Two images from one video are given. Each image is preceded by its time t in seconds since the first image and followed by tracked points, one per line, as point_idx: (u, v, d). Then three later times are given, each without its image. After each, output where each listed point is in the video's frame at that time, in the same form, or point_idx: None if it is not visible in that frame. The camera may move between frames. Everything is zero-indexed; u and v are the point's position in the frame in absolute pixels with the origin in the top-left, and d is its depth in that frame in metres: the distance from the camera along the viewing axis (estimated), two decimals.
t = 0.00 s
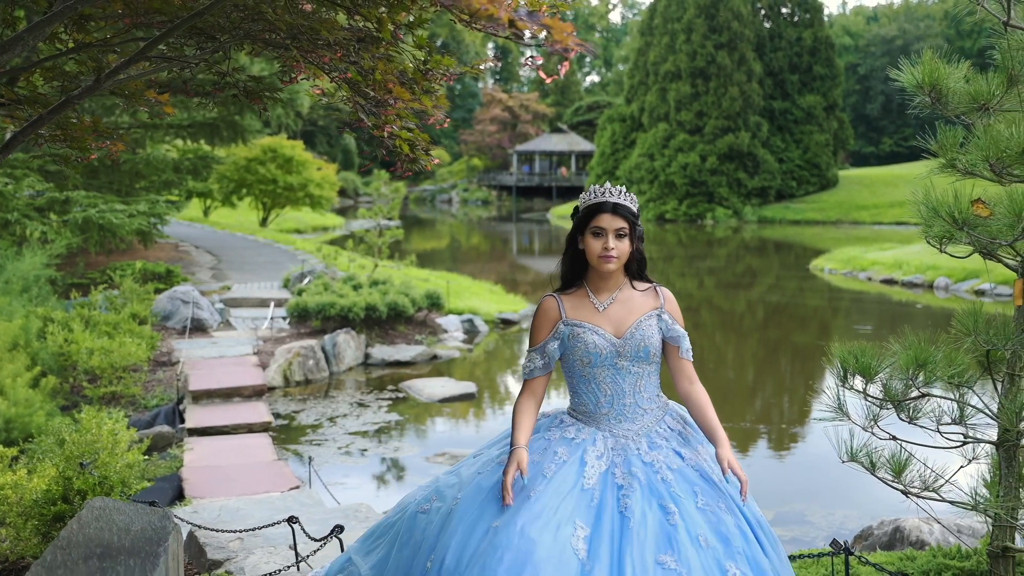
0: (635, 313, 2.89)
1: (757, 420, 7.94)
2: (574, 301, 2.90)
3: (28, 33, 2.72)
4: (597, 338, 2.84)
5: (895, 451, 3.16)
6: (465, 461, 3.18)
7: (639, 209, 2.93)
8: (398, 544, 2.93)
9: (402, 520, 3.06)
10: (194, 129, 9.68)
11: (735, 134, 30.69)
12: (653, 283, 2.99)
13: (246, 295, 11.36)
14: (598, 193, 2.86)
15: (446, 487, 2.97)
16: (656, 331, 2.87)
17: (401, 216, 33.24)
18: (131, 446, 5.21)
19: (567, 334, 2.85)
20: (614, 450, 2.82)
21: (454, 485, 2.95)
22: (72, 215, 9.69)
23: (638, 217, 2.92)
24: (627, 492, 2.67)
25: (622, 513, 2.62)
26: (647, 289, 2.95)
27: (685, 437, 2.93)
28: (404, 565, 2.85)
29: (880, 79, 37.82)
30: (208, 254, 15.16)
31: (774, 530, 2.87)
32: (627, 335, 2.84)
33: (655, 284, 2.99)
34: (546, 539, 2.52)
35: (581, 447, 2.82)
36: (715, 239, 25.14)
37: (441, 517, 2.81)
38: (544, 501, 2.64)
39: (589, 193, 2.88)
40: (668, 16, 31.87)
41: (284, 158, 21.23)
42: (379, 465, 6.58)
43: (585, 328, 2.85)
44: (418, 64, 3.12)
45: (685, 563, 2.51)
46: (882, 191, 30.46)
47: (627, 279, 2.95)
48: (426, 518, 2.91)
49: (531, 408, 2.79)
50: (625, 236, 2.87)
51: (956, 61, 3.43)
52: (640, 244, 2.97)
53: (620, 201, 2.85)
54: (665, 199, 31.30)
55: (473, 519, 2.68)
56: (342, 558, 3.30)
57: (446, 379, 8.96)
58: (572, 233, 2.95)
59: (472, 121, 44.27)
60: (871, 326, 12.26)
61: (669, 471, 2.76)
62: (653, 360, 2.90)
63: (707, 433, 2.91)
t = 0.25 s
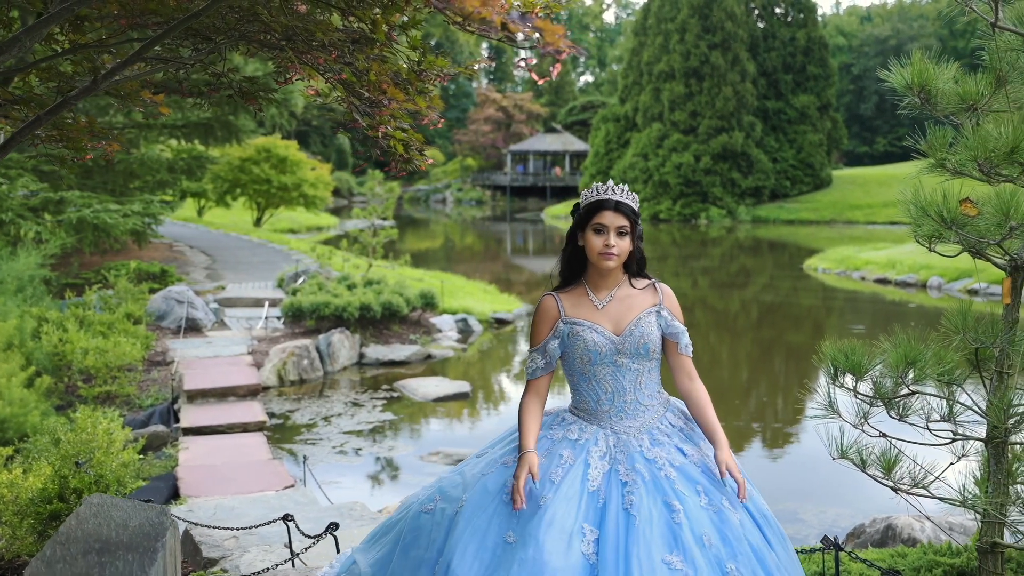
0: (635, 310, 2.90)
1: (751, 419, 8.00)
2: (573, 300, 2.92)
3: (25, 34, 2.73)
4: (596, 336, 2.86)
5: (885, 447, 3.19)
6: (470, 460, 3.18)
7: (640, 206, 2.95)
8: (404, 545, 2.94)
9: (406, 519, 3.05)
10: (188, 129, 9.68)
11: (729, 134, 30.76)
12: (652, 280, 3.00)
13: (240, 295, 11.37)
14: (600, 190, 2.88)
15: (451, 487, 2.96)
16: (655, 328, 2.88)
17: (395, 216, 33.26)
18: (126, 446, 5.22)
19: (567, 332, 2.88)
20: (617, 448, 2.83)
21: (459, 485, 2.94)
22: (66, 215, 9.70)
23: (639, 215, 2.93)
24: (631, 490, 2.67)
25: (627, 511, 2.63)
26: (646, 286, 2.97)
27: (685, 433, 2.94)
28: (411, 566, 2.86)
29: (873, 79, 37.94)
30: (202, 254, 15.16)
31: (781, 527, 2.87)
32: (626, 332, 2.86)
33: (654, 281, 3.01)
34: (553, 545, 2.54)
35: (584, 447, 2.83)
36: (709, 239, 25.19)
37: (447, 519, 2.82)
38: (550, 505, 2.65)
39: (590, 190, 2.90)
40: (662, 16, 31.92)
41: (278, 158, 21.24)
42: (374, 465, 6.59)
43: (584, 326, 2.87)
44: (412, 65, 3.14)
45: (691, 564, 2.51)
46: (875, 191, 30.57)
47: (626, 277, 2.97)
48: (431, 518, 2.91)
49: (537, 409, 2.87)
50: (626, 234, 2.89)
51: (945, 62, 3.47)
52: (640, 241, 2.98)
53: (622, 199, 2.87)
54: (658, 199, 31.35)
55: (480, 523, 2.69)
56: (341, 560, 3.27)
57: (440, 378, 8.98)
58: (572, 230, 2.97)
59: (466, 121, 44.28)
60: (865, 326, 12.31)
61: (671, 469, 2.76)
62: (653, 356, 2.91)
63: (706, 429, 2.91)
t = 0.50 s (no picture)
0: (634, 307, 2.93)
1: (747, 418, 8.04)
2: (571, 298, 2.95)
3: (25, 35, 2.75)
4: (595, 334, 2.89)
5: (877, 445, 3.22)
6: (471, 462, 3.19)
7: (640, 205, 2.97)
8: (408, 547, 2.93)
9: (409, 522, 3.04)
10: (184, 129, 9.69)
11: (725, 134, 30.81)
12: (652, 278, 3.03)
13: (237, 295, 11.38)
14: (600, 189, 2.90)
15: (454, 488, 2.94)
16: (653, 325, 2.91)
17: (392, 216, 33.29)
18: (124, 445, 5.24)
19: (566, 330, 2.91)
20: (617, 444, 2.86)
21: (462, 486, 2.93)
22: (63, 215, 9.71)
23: (640, 214, 2.95)
24: (632, 484, 2.70)
25: (628, 504, 2.66)
26: (645, 284, 3.00)
27: (685, 428, 2.96)
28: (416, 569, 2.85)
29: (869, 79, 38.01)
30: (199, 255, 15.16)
31: (784, 519, 2.89)
32: (625, 329, 2.89)
33: (654, 279, 3.03)
34: (556, 542, 2.56)
35: (584, 444, 2.86)
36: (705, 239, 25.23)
37: (451, 521, 2.82)
38: (553, 503, 2.67)
39: (591, 188, 2.91)
40: (658, 16, 31.96)
41: (274, 158, 21.24)
42: (370, 465, 6.61)
43: (583, 324, 2.90)
44: (408, 66, 3.16)
45: (695, 552, 2.53)
46: (871, 191, 30.64)
47: (626, 275, 2.99)
48: (435, 521, 2.90)
49: (540, 407, 2.91)
50: (627, 232, 2.91)
51: (936, 63, 3.51)
52: (640, 240, 3.00)
53: (622, 198, 2.88)
54: (655, 199, 31.41)
55: (484, 522, 2.70)
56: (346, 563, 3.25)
57: (436, 378, 9.01)
58: (573, 228, 2.99)
59: (462, 121, 44.30)
60: (861, 326, 12.36)
61: (672, 462, 2.79)
62: (652, 353, 2.94)
63: (705, 426, 2.95)
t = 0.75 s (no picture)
0: (631, 304, 2.96)
1: (743, 418, 8.08)
2: (569, 295, 2.98)
3: (25, 36, 2.78)
4: (592, 330, 2.92)
5: (869, 442, 3.25)
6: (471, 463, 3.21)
7: (639, 204, 2.99)
8: (411, 550, 2.94)
9: (412, 526, 3.05)
10: (181, 129, 9.70)
11: (721, 135, 30.87)
12: (649, 275, 3.06)
13: (234, 295, 11.40)
14: (600, 187, 2.92)
15: (455, 490, 2.96)
16: (651, 322, 2.95)
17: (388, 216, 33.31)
18: (122, 443, 5.27)
19: (564, 327, 2.95)
20: (614, 439, 2.89)
21: (463, 486, 2.95)
22: (60, 215, 9.72)
23: (637, 213, 2.98)
24: (631, 476, 2.73)
25: (628, 496, 2.69)
26: (643, 281, 3.02)
27: (681, 423, 3.00)
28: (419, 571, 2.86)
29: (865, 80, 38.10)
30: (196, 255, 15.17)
31: (782, 510, 2.92)
32: (622, 326, 2.92)
33: (651, 277, 3.06)
34: (556, 534, 2.58)
35: (581, 440, 2.88)
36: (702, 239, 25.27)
37: (452, 521, 2.83)
38: (552, 496, 2.70)
39: (590, 186, 2.94)
40: (654, 16, 32.00)
41: (271, 158, 21.25)
42: (367, 464, 6.62)
43: (580, 321, 2.93)
44: (405, 67, 3.19)
45: (696, 541, 2.56)
46: (867, 192, 30.72)
47: (623, 272, 3.02)
48: (438, 523, 2.91)
49: (538, 404, 2.95)
50: (625, 230, 2.94)
51: (928, 64, 3.55)
52: (639, 239, 3.03)
53: (622, 196, 2.91)
54: (651, 199, 31.46)
55: (484, 520, 2.71)
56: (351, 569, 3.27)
57: (433, 377, 9.04)
58: (571, 227, 3.02)
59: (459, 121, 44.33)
60: (856, 325, 12.41)
61: (669, 455, 2.82)
62: (649, 350, 2.97)
63: (701, 423, 2.99)
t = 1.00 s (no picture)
0: (627, 302, 2.99)
1: (740, 418, 8.13)
2: (566, 292, 3.02)
3: (26, 36, 2.80)
4: (588, 327, 2.96)
5: (861, 438, 3.29)
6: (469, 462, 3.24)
7: (636, 202, 3.02)
8: (410, 550, 2.96)
9: (411, 528, 3.08)
10: (179, 130, 9.72)
11: (717, 135, 30.93)
12: (646, 274, 3.09)
13: (231, 295, 11.42)
14: (598, 185, 2.95)
15: (453, 489, 2.98)
16: (646, 320, 2.98)
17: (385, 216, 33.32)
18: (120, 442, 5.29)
19: (560, 323, 2.98)
20: (610, 435, 2.92)
21: (460, 485, 2.97)
22: (57, 215, 9.73)
23: (635, 211, 3.01)
24: (627, 470, 2.76)
25: (624, 489, 2.71)
26: (639, 280, 3.05)
27: (676, 420, 3.03)
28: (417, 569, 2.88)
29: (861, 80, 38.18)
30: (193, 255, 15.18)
31: (778, 504, 2.94)
32: (618, 324, 2.95)
33: (648, 275, 3.09)
34: (552, 527, 2.60)
35: (576, 436, 2.92)
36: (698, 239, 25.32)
37: (450, 519, 2.85)
38: (548, 490, 2.72)
39: (588, 184, 2.97)
40: (651, 17, 32.06)
41: (268, 158, 21.27)
42: (365, 463, 6.64)
43: (577, 318, 2.97)
44: (402, 68, 3.22)
45: (693, 531, 2.58)
46: (863, 192, 30.80)
47: (620, 270, 3.05)
48: (437, 522, 2.93)
49: (536, 400, 2.99)
50: (623, 228, 2.97)
51: (919, 65, 3.59)
52: (635, 237, 3.06)
53: (619, 194, 2.94)
54: (647, 199, 31.52)
55: (481, 517, 2.73)
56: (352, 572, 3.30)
57: (429, 377, 9.07)
58: (569, 225, 3.05)
59: (455, 122, 44.36)
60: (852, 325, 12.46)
61: (664, 450, 2.85)
62: (645, 348, 3.00)
63: (696, 421, 3.03)
